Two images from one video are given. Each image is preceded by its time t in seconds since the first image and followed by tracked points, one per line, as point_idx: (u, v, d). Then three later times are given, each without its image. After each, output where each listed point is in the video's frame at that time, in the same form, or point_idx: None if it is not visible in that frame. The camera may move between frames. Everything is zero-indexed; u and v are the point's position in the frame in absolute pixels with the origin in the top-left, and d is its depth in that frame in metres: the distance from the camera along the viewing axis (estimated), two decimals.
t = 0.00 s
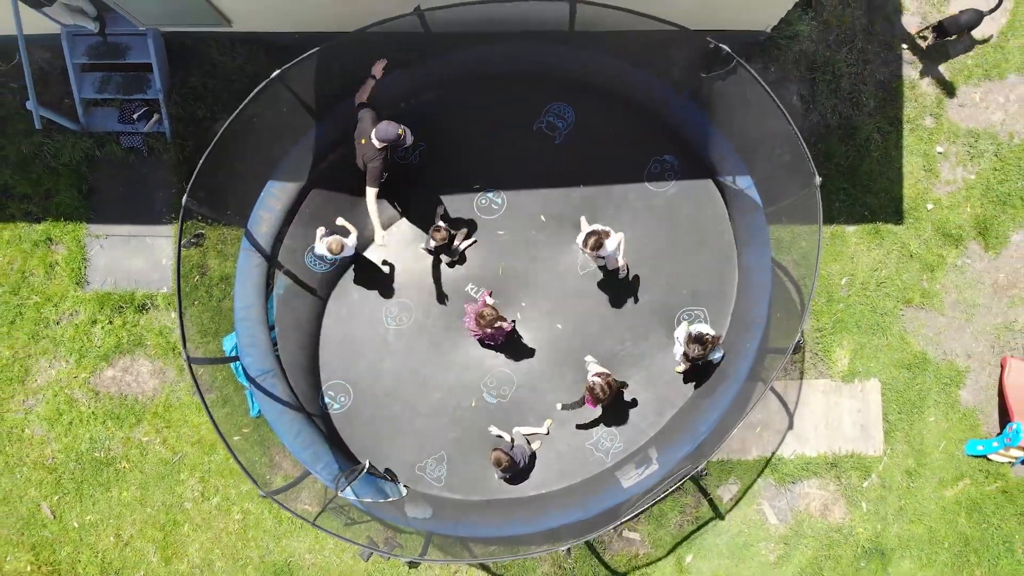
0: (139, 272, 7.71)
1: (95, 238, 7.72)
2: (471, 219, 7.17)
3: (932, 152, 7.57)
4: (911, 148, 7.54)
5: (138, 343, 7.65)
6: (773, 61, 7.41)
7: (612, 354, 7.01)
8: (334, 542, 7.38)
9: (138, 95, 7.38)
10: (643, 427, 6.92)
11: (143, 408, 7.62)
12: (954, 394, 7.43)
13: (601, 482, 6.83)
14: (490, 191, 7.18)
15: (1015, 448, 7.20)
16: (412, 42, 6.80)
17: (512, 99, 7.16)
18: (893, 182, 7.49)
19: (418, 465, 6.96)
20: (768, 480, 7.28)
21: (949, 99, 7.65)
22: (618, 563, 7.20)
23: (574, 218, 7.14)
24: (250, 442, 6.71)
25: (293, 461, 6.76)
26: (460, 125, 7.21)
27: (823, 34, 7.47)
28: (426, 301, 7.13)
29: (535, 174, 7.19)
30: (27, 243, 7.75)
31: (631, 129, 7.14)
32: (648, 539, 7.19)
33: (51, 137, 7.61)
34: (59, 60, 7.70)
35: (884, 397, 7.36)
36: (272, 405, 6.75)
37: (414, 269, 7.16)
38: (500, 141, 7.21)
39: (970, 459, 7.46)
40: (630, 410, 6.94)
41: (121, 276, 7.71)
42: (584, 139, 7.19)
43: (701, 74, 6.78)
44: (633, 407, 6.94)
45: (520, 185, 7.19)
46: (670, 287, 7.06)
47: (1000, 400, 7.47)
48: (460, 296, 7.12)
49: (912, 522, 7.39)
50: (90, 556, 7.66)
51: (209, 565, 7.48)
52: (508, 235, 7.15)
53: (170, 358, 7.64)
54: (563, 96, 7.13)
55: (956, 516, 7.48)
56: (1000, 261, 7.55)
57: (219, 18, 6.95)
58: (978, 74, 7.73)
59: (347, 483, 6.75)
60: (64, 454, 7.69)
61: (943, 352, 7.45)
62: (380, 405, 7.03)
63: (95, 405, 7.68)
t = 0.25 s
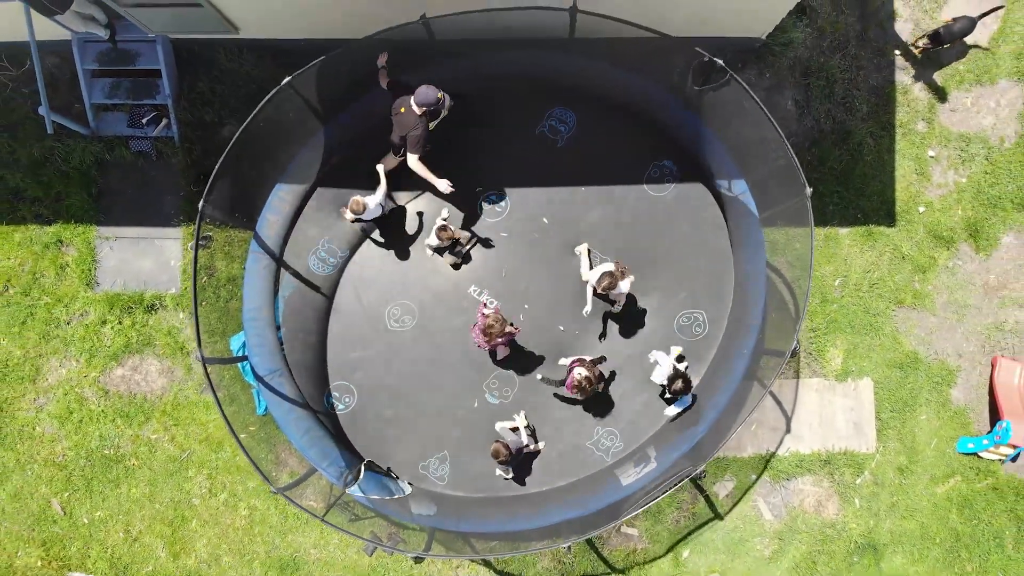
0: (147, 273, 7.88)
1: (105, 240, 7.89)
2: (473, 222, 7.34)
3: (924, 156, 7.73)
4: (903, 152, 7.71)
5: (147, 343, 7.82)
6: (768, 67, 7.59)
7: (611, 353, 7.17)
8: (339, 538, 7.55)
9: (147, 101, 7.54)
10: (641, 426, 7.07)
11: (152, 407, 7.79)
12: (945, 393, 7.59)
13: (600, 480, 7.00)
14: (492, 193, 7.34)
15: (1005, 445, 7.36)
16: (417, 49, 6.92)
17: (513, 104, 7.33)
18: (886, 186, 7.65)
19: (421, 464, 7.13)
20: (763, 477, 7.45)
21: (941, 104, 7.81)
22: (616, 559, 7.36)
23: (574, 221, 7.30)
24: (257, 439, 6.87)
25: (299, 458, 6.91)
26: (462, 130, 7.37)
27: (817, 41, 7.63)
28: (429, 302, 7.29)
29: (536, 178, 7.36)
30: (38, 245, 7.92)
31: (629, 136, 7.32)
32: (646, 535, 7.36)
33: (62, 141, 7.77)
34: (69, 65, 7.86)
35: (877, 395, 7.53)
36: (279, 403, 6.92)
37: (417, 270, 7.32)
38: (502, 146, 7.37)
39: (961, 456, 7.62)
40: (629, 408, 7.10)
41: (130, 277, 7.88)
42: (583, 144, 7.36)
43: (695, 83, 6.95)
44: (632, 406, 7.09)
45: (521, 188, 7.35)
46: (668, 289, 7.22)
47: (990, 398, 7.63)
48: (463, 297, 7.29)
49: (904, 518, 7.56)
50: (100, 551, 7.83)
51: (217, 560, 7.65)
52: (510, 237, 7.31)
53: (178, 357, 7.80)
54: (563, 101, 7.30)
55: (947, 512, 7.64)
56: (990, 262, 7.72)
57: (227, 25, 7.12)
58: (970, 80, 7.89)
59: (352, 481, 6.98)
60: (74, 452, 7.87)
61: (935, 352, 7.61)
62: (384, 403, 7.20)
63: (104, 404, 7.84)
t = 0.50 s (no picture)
0: (153, 274, 8.06)
1: (112, 242, 8.07)
2: (472, 224, 7.52)
3: (913, 159, 7.91)
4: (892, 156, 7.88)
5: (153, 342, 7.99)
6: (759, 73, 7.78)
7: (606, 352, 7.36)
8: (340, 533, 7.72)
9: (154, 106, 7.73)
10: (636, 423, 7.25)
11: (158, 405, 7.96)
12: (933, 391, 7.77)
13: (596, 474, 7.16)
14: (491, 195, 7.53)
15: (991, 442, 7.57)
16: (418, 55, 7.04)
17: (511, 109, 7.51)
18: (875, 189, 7.83)
19: (423, 456, 7.32)
20: (755, 473, 7.62)
21: (929, 109, 7.99)
22: (612, 553, 7.54)
23: (570, 222, 7.49)
24: (262, 436, 6.97)
25: (302, 454, 7.02)
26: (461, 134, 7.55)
27: (808, 47, 7.82)
28: (429, 302, 7.48)
29: (533, 181, 7.54)
30: (46, 247, 8.12)
31: (624, 140, 7.50)
32: (640, 530, 7.52)
33: (70, 145, 7.96)
34: (77, 71, 8.04)
35: (866, 393, 7.71)
36: (285, 399, 7.12)
37: (418, 270, 7.51)
38: (500, 149, 7.55)
39: (948, 453, 7.80)
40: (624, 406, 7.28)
41: (136, 278, 8.05)
42: (579, 147, 7.54)
43: (688, 89, 7.08)
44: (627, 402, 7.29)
45: (519, 191, 7.54)
46: (662, 289, 7.40)
47: (977, 397, 7.81)
48: (462, 297, 7.47)
49: (893, 513, 7.73)
50: (107, 546, 8.01)
51: (221, 555, 7.83)
52: (509, 238, 7.50)
53: (184, 356, 7.98)
54: (560, 106, 7.49)
55: (935, 508, 7.82)
56: (977, 264, 7.90)
57: (232, 32, 7.30)
58: (957, 85, 8.07)
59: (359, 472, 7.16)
60: (81, 449, 8.05)
61: (923, 351, 7.79)
62: (385, 400, 7.39)
63: (111, 402, 8.02)
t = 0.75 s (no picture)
0: (160, 274, 8.24)
1: (120, 242, 8.26)
2: (471, 225, 7.70)
3: (903, 161, 8.09)
4: (883, 158, 8.06)
5: (160, 340, 8.17)
6: (753, 77, 7.96)
7: (602, 350, 7.53)
8: (343, 526, 7.90)
9: (161, 109, 7.90)
10: (631, 418, 7.45)
11: (164, 401, 8.14)
12: (923, 388, 7.94)
13: (592, 469, 7.36)
14: (490, 196, 7.71)
15: (979, 438, 7.75)
16: (418, 60, 7.22)
17: (510, 112, 7.66)
18: (866, 190, 8.00)
19: (423, 452, 7.50)
20: (748, 468, 7.80)
21: (919, 112, 8.18)
22: (609, 546, 7.73)
23: (567, 223, 7.68)
24: (266, 431, 7.19)
25: (305, 450, 7.20)
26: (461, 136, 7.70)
27: (800, 52, 7.99)
28: (430, 301, 7.66)
29: (531, 183, 7.72)
30: (56, 247, 8.32)
31: (617, 143, 7.68)
32: (636, 524, 7.70)
33: (79, 147, 8.14)
34: (85, 75, 8.22)
35: (857, 389, 7.89)
36: (288, 396, 7.29)
37: (419, 270, 7.69)
38: (499, 152, 7.72)
39: (938, 449, 7.98)
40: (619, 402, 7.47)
41: (144, 277, 8.24)
42: (576, 150, 7.73)
43: (677, 94, 7.27)
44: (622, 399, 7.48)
45: (517, 193, 7.71)
46: (656, 288, 7.59)
47: (966, 393, 7.98)
48: (461, 296, 7.65)
49: (883, 507, 7.91)
50: (114, 540, 8.19)
51: (227, 548, 8.01)
52: (507, 239, 7.68)
53: (190, 354, 8.16)
54: (557, 110, 7.66)
55: (925, 502, 8.00)
56: (966, 263, 8.09)
57: (237, 38, 7.47)
58: (947, 89, 8.26)
59: (359, 468, 7.34)
60: (89, 445, 8.23)
61: (913, 349, 7.96)
62: (386, 397, 7.57)
63: (119, 398, 8.21)
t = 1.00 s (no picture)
0: (167, 273, 8.44)
1: (128, 242, 8.47)
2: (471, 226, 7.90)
3: (892, 163, 8.29)
4: (873, 160, 8.26)
5: (167, 338, 8.37)
6: (746, 81, 8.17)
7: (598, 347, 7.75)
8: (346, 519, 8.10)
9: (168, 112, 8.07)
10: (627, 414, 7.64)
11: (171, 397, 8.34)
12: (912, 384, 8.14)
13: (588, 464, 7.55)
14: (490, 198, 7.90)
15: (966, 433, 7.90)
16: (419, 65, 7.43)
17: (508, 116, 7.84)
18: (856, 191, 8.20)
19: (424, 447, 7.70)
20: (741, 462, 8.00)
21: (908, 115, 8.38)
22: (605, 539, 7.93)
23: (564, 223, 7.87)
24: (271, 426, 7.40)
25: (309, 444, 7.41)
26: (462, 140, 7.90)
27: (792, 56, 8.20)
28: (431, 299, 7.86)
29: (529, 184, 7.92)
30: (66, 247, 8.52)
31: (614, 148, 7.88)
32: (631, 517, 7.91)
33: (88, 149, 8.34)
34: (94, 78, 8.42)
35: (847, 386, 8.08)
36: (291, 393, 7.44)
37: (420, 270, 7.88)
38: (498, 154, 7.92)
39: (926, 444, 8.17)
40: (615, 398, 7.67)
41: (151, 276, 8.44)
42: (573, 154, 7.92)
43: (672, 102, 7.48)
44: (618, 396, 7.67)
45: (515, 195, 7.91)
46: (651, 287, 7.78)
47: (954, 389, 8.18)
48: (461, 295, 7.85)
49: (873, 501, 8.10)
50: (122, 532, 8.39)
51: (232, 540, 8.21)
52: (506, 239, 7.88)
53: (196, 351, 8.36)
54: (555, 113, 7.86)
55: (914, 496, 8.19)
56: (954, 263, 8.28)
57: (243, 43, 7.66)
58: (936, 92, 8.46)
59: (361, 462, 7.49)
60: (98, 439, 8.43)
61: (902, 346, 8.16)
62: (388, 393, 7.77)
63: (127, 394, 8.41)
